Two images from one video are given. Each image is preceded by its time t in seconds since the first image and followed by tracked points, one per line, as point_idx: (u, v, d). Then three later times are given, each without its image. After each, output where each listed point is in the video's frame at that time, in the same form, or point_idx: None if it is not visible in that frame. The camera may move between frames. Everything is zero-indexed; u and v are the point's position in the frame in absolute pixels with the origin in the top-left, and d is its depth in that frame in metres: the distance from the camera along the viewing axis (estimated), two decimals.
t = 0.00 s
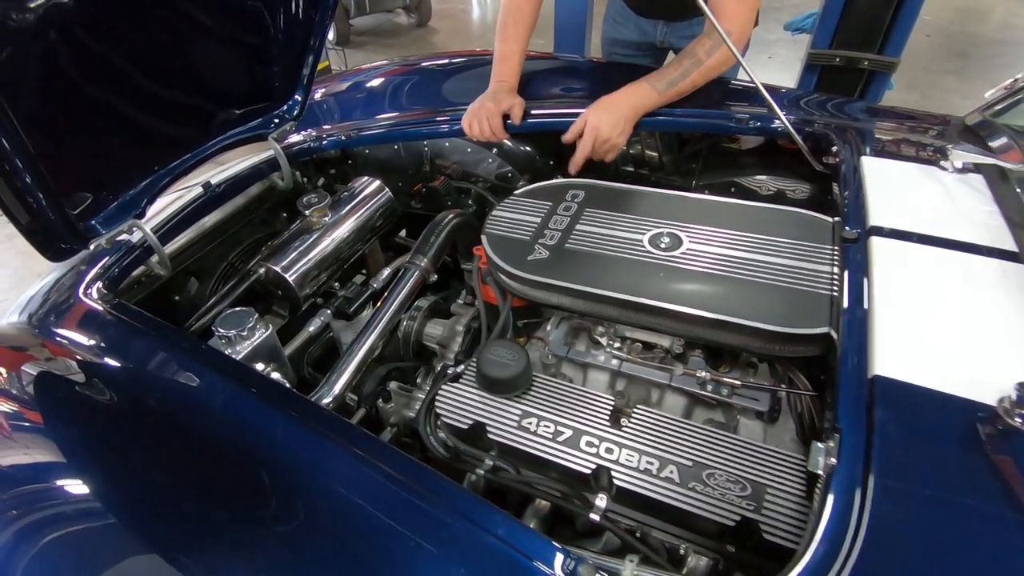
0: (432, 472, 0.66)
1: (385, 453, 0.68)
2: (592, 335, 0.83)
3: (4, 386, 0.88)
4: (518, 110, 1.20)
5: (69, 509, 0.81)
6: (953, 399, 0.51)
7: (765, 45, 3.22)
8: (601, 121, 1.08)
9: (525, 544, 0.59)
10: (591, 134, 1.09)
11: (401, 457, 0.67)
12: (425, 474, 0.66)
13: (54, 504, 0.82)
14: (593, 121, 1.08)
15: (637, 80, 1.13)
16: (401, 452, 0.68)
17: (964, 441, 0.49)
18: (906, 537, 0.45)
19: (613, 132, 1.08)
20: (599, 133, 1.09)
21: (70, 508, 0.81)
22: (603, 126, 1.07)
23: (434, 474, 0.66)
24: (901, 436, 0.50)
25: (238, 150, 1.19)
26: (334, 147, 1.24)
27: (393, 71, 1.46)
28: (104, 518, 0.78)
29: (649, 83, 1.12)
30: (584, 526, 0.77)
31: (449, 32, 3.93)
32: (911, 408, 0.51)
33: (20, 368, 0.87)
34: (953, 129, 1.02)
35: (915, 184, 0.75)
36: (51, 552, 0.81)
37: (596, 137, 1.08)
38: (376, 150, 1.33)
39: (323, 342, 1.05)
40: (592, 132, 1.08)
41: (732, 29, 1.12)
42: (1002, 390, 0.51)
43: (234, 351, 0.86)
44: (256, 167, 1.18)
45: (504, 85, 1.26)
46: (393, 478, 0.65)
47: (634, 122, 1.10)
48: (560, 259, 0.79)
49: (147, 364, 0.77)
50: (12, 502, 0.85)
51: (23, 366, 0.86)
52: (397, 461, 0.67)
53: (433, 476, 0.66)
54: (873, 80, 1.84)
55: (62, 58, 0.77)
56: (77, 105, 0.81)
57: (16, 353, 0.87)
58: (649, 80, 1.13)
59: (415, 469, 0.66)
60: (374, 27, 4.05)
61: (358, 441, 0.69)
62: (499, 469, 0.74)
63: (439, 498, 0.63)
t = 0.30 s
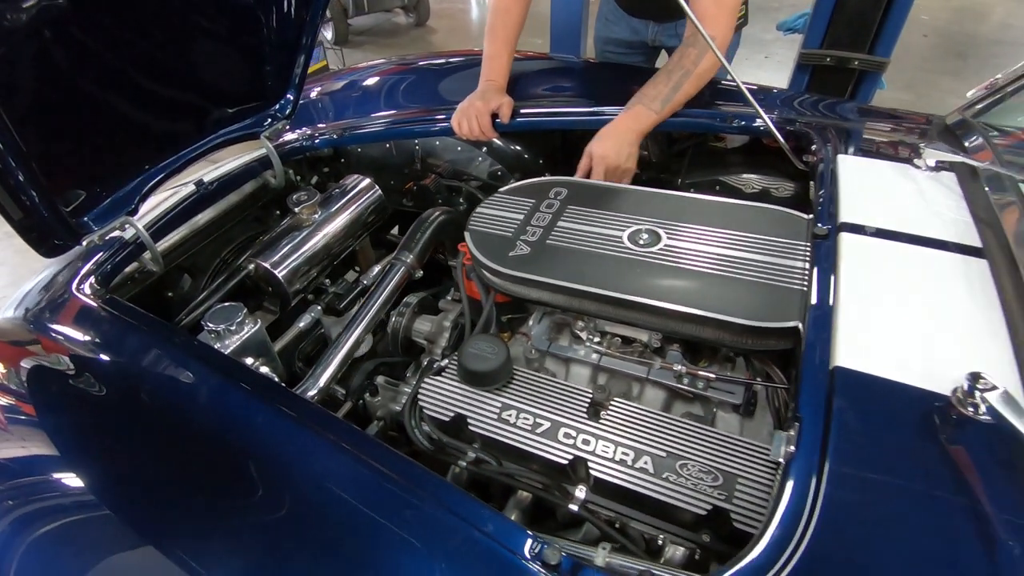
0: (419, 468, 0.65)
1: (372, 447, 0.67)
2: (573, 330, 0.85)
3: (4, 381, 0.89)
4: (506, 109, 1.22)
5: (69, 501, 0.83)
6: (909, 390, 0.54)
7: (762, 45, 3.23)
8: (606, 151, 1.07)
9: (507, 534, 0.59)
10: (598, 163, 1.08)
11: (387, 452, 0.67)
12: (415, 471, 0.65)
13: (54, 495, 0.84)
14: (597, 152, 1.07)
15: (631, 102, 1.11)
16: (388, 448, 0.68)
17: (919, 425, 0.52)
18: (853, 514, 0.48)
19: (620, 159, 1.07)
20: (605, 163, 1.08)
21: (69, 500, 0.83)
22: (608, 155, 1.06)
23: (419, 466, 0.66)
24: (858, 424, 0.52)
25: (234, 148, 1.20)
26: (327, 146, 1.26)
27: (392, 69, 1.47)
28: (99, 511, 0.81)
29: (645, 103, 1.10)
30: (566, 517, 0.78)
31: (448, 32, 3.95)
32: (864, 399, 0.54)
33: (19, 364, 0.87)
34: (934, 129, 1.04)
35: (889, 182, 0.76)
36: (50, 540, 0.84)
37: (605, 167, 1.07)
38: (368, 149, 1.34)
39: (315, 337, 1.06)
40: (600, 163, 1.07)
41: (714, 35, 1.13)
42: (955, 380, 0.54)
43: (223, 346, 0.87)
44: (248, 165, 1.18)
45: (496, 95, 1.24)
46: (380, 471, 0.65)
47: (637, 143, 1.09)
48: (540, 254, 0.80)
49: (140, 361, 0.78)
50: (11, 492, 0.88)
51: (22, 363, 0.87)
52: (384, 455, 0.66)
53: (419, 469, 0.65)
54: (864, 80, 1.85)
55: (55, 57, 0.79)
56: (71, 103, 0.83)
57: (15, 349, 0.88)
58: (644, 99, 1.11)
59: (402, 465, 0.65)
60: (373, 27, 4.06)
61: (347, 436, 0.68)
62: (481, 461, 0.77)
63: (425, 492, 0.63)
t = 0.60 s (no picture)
0: (415, 462, 0.67)
1: (369, 441, 0.69)
2: (566, 328, 0.86)
3: (7, 376, 0.91)
4: (503, 111, 1.24)
5: (72, 493, 0.82)
6: (885, 386, 0.55)
7: (760, 46, 3.25)
8: (595, 152, 1.08)
9: (499, 524, 0.61)
10: (588, 164, 1.09)
11: (386, 447, 0.69)
12: (411, 465, 0.67)
13: (57, 487, 0.83)
14: (587, 154, 1.09)
15: (622, 104, 1.13)
16: (386, 443, 0.70)
17: (892, 418, 0.54)
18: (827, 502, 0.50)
19: (610, 160, 1.09)
20: (595, 164, 1.10)
21: (73, 492, 0.83)
22: (597, 156, 1.08)
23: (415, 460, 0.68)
24: (833, 418, 0.54)
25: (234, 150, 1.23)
26: (326, 147, 1.28)
27: (391, 70, 1.49)
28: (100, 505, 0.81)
29: (636, 104, 1.12)
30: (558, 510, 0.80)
31: (448, 32, 3.96)
32: (843, 394, 0.55)
33: (23, 360, 0.89)
34: (923, 132, 1.05)
35: (874, 184, 0.78)
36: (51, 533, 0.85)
37: (595, 167, 1.09)
38: (367, 150, 1.36)
39: (314, 335, 1.08)
40: (589, 164, 1.09)
41: (707, 41, 1.15)
42: (929, 376, 0.56)
43: (223, 343, 0.89)
44: (249, 166, 1.21)
45: (489, 97, 1.26)
46: (378, 467, 0.67)
47: (627, 144, 1.11)
48: (533, 254, 0.82)
49: (143, 357, 0.80)
50: (17, 483, 0.88)
51: (26, 358, 0.89)
52: (382, 449, 0.68)
53: (415, 463, 0.67)
54: (858, 82, 1.86)
55: (59, 61, 0.81)
56: (75, 105, 0.85)
57: (19, 345, 0.90)
58: (636, 102, 1.13)
59: (398, 458, 0.67)
60: (374, 27, 4.08)
61: (346, 432, 0.70)
62: (476, 457, 0.78)
63: (421, 486, 0.65)
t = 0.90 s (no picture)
0: (414, 460, 0.68)
1: (369, 441, 0.70)
2: (562, 329, 0.87)
3: (10, 374, 0.91)
4: (501, 113, 1.25)
5: (76, 490, 0.81)
6: (875, 385, 0.56)
7: (760, 46, 3.25)
8: (589, 152, 1.09)
9: (496, 520, 0.62)
10: (581, 165, 1.10)
11: (386, 447, 0.70)
12: (410, 464, 0.68)
13: (61, 484, 0.83)
14: (581, 154, 1.09)
15: (619, 107, 1.14)
16: (386, 442, 0.71)
17: (880, 417, 0.55)
18: (813, 501, 0.51)
19: (604, 160, 1.09)
20: (589, 165, 1.10)
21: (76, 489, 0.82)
22: (590, 156, 1.09)
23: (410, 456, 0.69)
24: (823, 418, 0.55)
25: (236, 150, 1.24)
26: (326, 148, 1.29)
27: (392, 72, 1.50)
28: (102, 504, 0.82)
29: (631, 108, 1.13)
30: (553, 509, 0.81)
31: (449, 32, 3.97)
32: (834, 395, 0.56)
33: (26, 359, 0.90)
34: (918, 134, 1.06)
35: (868, 188, 0.79)
36: (50, 531, 0.83)
37: (589, 168, 1.09)
38: (367, 151, 1.37)
39: (314, 335, 1.10)
40: (583, 164, 1.09)
41: (705, 47, 1.16)
42: (918, 377, 0.57)
43: (225, 343, 0.90)
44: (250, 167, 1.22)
45: (486, 98, 1.27)
46: (376, 465, 0.68)
47: (621, 145, 1.11)
48: (531, 255, 0.83)
49: (145, 356, 0.81)
50: (20, 480, 0.87)
51: (29, 357, 0.90)
52: (383, 447, 0.70)
53: (414, 462, 0.68)
54: (856, 84, 1.87)
55: (62, 63, 0.82)
56: (78, 106, 0.86)
57: (22, 344, 0.91)
58: (633, 104, 1.14)
59: (399, 459, 0.68)
60: (375, 27, 4.09)
61: (346, 432, 0.71)
62: (473, 456, 0.79)
63: (419, 485, 0.66)
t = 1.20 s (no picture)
0: (413, 466, 0.67)
1: (367, 446, 0.69)
2: (564, 331, 0.86)
3: (6, 377, 0.91)
4: (502, 112, 1.24)
5: (70, 495, 0.81)
6: (882, 391, 0.55)
7: (763, 46, 3.24)
8: (590, 151, 1.08)
9: (495, 527, 0.61)
10: (582, 165, 1.09)
11: (385, 452, 0.69)
12: (408, 470, 0.67)
13: (55, 489, 0.82)
14: (582, 154, 1.08)
15: (621, 107, 1.13)
16: (383, 447, 0.70)
17: (888, 423, 0.54)
18: (820, 509, 0.50)
19: (605, 160, 1.08)
20: (591, 165, 1.09)
21: (71, 494, 0.82)
22: (592, 156, 1.07)
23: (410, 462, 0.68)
24: (829, 424, 0.54)
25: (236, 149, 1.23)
26: (326, 147, 1.28)
27: (392, 71, 1.48)
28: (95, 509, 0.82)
29: (634, 107, 1.12)
30: (554, 513, 0.81)
31: (450, 31, 3.95)
32: (840, 401, 0.55)
33: (22, 361, 0.89)
34: (923, 135, 1.05)
35: (873, 188, 0.77)
36: (45, 536, 0.83)
37: (590, 168, 1.08)
38: (366, 150, 1.36)
39: (313, 336, 1.08)
40: (584, 164, 1.08)
41: (709, 46, 1.15)
42: (926, 382, 0.56)
43: (222, 345, 0.89)
44: (248, 166, 1.21)
45: (487, 97, 1.26)
46: (374, 471, 0.67)
47: (623, 144, 1.10)
48: (532, 257, 0.82)
49: (141, 358, 0.80)
50: (13, 485, 0.87)
51: (25, 359, 0.89)
52: (382, 452, 0.69)
53: (412, 467, 0.67)
54: (860, 83, 1.86)
55: (59, 62, 0.81)
56: (74, 105, 0.85)
57: (19, 346, 0.90)
58: (635, 104, 1.13)
59: (397, 464, 0.67)
60: (376, 26, 4.08)
61: (344, 436, 0.70)
62: (473, 459, 0.78)
63: (418, 491, 0.65)
